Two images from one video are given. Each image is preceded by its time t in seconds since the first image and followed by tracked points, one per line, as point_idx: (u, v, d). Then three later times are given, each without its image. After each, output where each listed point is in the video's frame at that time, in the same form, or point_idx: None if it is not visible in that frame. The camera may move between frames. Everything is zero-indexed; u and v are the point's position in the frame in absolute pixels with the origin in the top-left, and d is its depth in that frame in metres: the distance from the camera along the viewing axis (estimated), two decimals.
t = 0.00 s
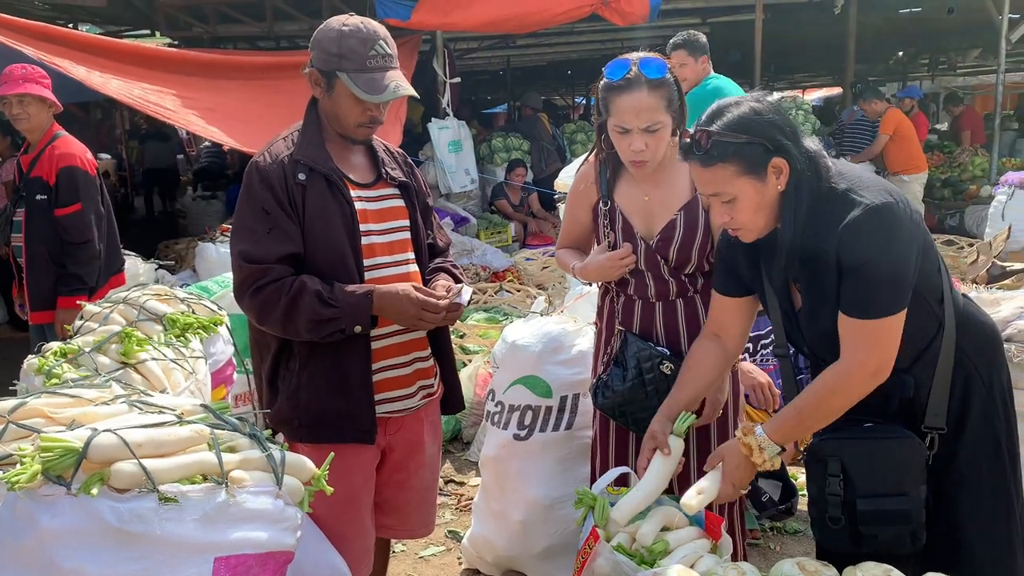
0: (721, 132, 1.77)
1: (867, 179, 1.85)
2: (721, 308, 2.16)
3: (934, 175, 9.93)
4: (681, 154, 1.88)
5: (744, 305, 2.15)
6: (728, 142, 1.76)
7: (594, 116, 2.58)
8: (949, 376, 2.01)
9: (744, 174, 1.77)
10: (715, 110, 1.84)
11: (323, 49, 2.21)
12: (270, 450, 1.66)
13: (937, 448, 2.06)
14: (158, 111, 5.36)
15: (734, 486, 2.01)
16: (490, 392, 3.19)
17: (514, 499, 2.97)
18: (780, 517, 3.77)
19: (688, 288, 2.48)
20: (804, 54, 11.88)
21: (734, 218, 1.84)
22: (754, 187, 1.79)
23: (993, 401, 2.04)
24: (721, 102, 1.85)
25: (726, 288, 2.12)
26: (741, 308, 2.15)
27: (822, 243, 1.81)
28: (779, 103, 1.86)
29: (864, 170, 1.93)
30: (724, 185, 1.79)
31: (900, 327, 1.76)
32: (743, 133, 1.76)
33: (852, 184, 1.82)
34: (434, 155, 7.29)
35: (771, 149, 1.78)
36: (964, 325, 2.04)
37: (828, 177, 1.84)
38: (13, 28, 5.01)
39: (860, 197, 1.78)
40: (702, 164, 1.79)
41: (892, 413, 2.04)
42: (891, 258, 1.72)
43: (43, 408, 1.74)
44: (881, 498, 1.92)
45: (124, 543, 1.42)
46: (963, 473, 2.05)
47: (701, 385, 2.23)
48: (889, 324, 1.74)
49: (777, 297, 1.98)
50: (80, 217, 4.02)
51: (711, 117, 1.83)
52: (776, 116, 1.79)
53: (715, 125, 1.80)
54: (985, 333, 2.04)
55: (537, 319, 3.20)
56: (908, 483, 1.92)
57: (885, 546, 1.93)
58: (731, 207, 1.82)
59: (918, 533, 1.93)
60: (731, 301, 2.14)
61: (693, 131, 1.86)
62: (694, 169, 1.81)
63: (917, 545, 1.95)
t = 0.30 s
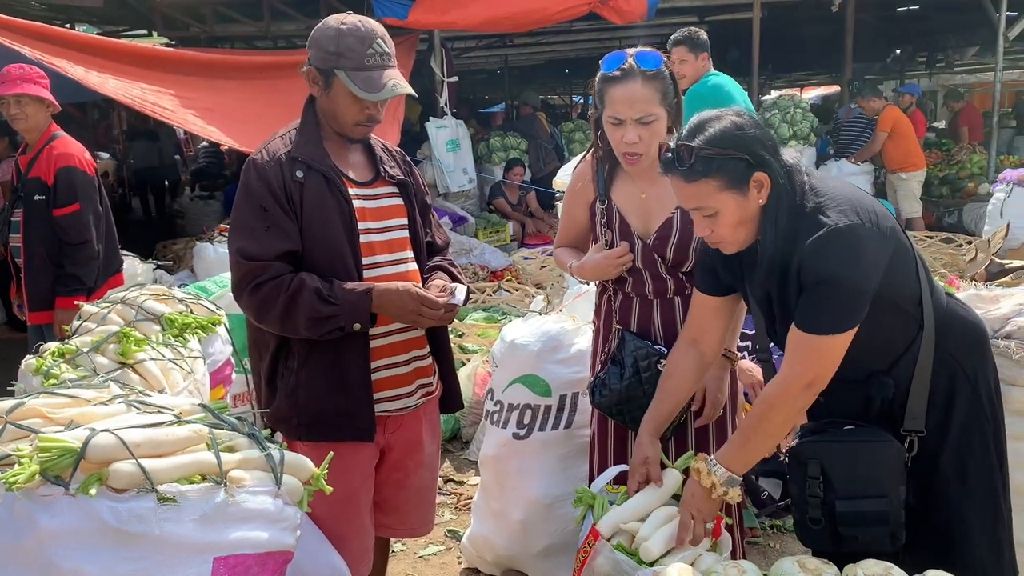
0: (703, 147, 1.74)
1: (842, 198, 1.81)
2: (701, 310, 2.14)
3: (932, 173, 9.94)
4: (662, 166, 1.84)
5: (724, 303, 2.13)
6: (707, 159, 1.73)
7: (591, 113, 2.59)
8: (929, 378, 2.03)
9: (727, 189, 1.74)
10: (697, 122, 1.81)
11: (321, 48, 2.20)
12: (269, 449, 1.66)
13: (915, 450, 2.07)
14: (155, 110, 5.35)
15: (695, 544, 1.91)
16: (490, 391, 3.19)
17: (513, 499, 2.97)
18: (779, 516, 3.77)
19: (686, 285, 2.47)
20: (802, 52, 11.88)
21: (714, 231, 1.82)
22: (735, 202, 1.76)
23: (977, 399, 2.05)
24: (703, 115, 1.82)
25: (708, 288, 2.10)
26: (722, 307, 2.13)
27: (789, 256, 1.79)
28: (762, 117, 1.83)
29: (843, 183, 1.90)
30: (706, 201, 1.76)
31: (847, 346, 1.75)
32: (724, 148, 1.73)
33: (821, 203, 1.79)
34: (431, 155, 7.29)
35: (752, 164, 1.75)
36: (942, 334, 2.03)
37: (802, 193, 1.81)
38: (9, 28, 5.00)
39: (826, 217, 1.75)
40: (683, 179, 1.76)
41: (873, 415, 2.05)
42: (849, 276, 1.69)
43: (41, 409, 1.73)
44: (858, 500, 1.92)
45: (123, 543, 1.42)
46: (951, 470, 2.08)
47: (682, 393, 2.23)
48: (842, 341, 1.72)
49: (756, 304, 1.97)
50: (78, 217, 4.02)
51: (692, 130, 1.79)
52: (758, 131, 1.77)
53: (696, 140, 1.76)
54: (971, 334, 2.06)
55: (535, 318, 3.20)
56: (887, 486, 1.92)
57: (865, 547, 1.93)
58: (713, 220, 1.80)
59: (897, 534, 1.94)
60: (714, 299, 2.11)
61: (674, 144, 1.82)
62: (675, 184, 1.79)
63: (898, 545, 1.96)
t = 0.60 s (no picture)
0: (681, 160, 1.71)
1: (823, 198, 1.80)
2: (694, 314, 2.13)
3: (933, 168, 9.92)
4: (642, 180, 1.81)
5: (714, 309, 2.12)
6: (686, 171, 1.71)
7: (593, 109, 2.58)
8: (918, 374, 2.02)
9: (707, 199, 1.73)
10: (673, 134, 1.79)
11: (321, 46, 2.19)
12: (271, 450, 1.65)
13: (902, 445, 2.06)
14: (155, 109, 5.34)
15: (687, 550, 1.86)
16: (491, 390, 3.18)
17: (515, 497, 2.96)
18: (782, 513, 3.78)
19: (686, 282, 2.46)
20: (803, 47, 11.85)
21: (699, 241, 1.80)
22: (717, 211, 1.75)
23: (969, 394, 2.04)
24: (678, 126, 1.80)
25: (697, 295, 2.09)
26: (714, 313, 2.12)
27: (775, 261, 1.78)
28: (737, 125, 1.82)
29: (825, 184, 1.89)
30: (688, 211, 1.74)
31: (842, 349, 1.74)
32: (702, 160, 1.71)
33: (802, 206, 1.78)
34: (432, 153, 7.28)
35: (732, 173, 1.74)
36: (932, 331, 2.02)
37: (783, 198, 1.80)
38: (8, 27, 4.99)
39: (808, 222, 1.74)
40: (664, 192, 1.74)
41: (862, 415, 2.04)
42: (836, 280, 1.68)
43: (41, 410, 1.72)
44: (843, 499, 1.92)
45: (124, 545, 1.41)
46: (943, 465, 2.07)
47: (681, 398, 2.21)
48: (832, 346, 1.71)
49: (745, 308, 1.96)
50: (78, 217, 4.01)
51: (669, 143, 1.77)
52: (734, 140, 1.76)
53: (674, 152, 1.74)
54: (962, 330, 2.05)
55: (536, 316, 3.19)
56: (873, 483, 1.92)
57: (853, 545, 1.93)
58: (697, 230, 1.78)
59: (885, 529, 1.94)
60: (704, 305, 2.11)
61: (651, 157, 1.79)
62: (657, 198, 1.76)
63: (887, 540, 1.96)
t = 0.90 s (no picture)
0: (684, 161, 1.70)
1: (826, 196, 1.80)
2: (700, 312, 2.13)
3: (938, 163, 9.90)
4: (643, 183, 1.80)
5: (720, 309, 2.11)
6: (690, 171, 1.70)
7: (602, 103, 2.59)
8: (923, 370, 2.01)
9: (711, 201, 1.72)
10: (674, 135, 1.78)
11: (326, 44, 2.19)
12: (277, 448, 1.65)
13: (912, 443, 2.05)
14: (159, 108, 5.34)
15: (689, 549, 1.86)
16: (496, 387, 3.18)
17: (521, 495, 2.96)
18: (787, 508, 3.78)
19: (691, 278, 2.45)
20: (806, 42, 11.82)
21: (703, 242, 1.79)
22: (721, 212, 1.74)
23: (975, 388, 2.03)
24: (679, 126, 1.79)
25: (701, 296, 2.09)
26: (719, 313, 2.11)
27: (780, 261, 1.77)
28: (738, 125, 1.82)
29: (828, 182, 1.88)
30: (692, 213, 1.74)
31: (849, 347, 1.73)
32: (705, 161, 1.70)
33: (806, 205, 1.77)
34: (435, 150, 7.28)
35: (735, 173, 1.73)
36: (937, 327, 2.01)
37: (787, 198, 1.79)
38: (11, 26, 4.99)
39: (813, 221, 1.73)
40: (668, 194, 1.73)
41: (870, 413, 2.03)
42: (842, 278, 1.68)
43: (48, 408, 1.72)
44: (855, 499, 1.91)
45: (132, 544, 1.41)
46: (950, 460, 2.07)
47: (690, 395, 2.20)
48: (838, 344, 1.70)
49: (751, 308, 1.95)
50: (82, 215, 4.01)
51: (670, 144, 1.76)
52: (736, 140, 1.75)
53: (676, 153, 1.73)
54: (967, 325, 2.04)
55: (541, 313, 3.18)
56: (883, 481, 1.91)
57: (866, 547, 1.93)
58: (701, 232, 1.77)
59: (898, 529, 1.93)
60: (709, 305, 2.10)
61: (653, 159, 1.78)
62: (660, 200, 1.75)
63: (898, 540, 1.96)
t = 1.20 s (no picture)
0: (697, 156, 1.69)
1: (837, 194, 1.78)
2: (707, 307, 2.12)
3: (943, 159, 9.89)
4: (654, 179, 1.79)
5: (732, 305, 2.10)
6: (702, 168, 1.69)
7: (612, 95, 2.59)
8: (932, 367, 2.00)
9: (723, 197, 1.71)
10: (686, 130, 1.77)
11: (330, 41, 2.18)
12: (282, 445, 1.65)
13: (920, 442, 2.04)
14: (163, 105, 5.34)
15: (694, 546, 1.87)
16: (501, 383, 3.17)
17: (526, 491, 2.95)
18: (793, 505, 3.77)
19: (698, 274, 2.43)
20: (810, 37, 11.79)
21: (713, 239, 1.78)
22: (733, 208, 1.73)
23: (986, 386, 2.02)
24: (692, 122, 1.78)
25: (711, 292, 2.08)
26: (728, 308, 2.10)
27: (790, 259, 1.76)
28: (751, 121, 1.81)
29: (839, 179, 1.87)
30: (703, 210, 1.73)
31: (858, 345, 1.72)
32: (717, 157, 1.69)
33: (817, 202, 1.76)
34: (439, 147, 7.27)
35: (747, 170, 1.72)
36: (947, 326, 2.00)
37: (797, 196, 1.78)
38: (15, 24, 5.00)
39: (824, 220, 1.72)
40: (679, 190, 1.71)
41: (879, 411, 2.02)
42: (850, 278, 1.67)
43: (53, 406, 1.72)
44: (863, 499, 1.90)
45: (136, 543, 1.41)
46: (959, 459, 2.06)
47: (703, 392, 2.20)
48: (846, 344, 1.70)
49: (760, 305, 1.94)
50: (86, 213, 4.01)
51: (682, 141, 1.74)
52: (749, 136, 1.74)
53: (689, 148, 1.72)
54: (978, 321, 2.03)
55: (546, 310, 3.18)
56: (889, 481, 1.90)
57: (874, 548, 1.92)
58: (711, 229, 1.76)
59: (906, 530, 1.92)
60: (719, 303, 2.10)
61: (664, 156, 1.76)
62: (671, 196, 1.74)
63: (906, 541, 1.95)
